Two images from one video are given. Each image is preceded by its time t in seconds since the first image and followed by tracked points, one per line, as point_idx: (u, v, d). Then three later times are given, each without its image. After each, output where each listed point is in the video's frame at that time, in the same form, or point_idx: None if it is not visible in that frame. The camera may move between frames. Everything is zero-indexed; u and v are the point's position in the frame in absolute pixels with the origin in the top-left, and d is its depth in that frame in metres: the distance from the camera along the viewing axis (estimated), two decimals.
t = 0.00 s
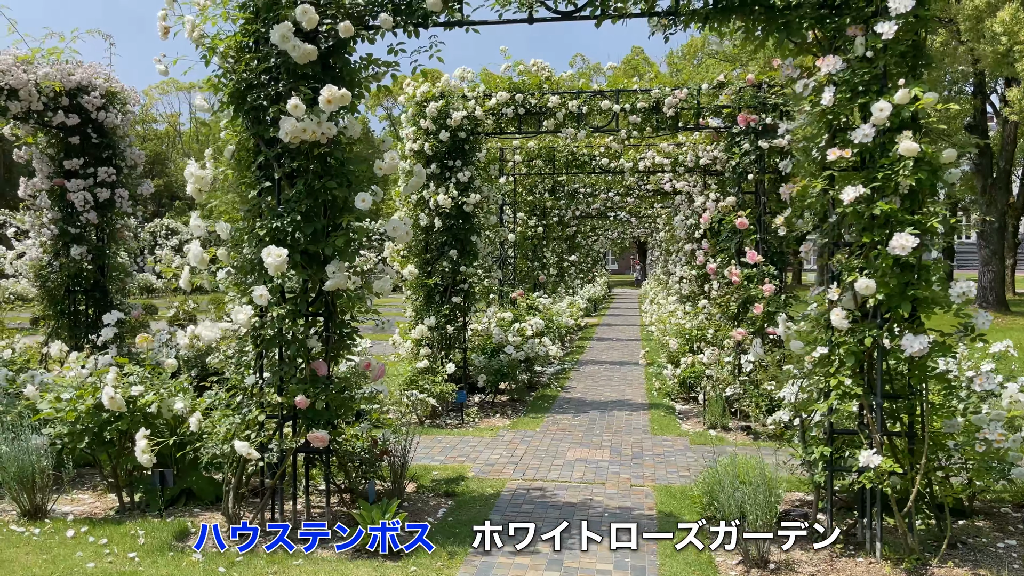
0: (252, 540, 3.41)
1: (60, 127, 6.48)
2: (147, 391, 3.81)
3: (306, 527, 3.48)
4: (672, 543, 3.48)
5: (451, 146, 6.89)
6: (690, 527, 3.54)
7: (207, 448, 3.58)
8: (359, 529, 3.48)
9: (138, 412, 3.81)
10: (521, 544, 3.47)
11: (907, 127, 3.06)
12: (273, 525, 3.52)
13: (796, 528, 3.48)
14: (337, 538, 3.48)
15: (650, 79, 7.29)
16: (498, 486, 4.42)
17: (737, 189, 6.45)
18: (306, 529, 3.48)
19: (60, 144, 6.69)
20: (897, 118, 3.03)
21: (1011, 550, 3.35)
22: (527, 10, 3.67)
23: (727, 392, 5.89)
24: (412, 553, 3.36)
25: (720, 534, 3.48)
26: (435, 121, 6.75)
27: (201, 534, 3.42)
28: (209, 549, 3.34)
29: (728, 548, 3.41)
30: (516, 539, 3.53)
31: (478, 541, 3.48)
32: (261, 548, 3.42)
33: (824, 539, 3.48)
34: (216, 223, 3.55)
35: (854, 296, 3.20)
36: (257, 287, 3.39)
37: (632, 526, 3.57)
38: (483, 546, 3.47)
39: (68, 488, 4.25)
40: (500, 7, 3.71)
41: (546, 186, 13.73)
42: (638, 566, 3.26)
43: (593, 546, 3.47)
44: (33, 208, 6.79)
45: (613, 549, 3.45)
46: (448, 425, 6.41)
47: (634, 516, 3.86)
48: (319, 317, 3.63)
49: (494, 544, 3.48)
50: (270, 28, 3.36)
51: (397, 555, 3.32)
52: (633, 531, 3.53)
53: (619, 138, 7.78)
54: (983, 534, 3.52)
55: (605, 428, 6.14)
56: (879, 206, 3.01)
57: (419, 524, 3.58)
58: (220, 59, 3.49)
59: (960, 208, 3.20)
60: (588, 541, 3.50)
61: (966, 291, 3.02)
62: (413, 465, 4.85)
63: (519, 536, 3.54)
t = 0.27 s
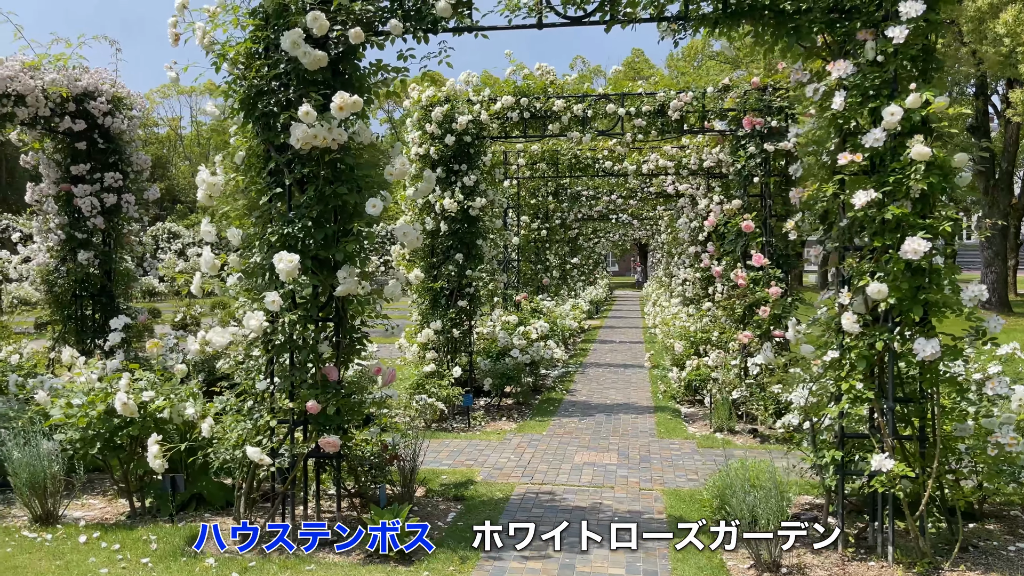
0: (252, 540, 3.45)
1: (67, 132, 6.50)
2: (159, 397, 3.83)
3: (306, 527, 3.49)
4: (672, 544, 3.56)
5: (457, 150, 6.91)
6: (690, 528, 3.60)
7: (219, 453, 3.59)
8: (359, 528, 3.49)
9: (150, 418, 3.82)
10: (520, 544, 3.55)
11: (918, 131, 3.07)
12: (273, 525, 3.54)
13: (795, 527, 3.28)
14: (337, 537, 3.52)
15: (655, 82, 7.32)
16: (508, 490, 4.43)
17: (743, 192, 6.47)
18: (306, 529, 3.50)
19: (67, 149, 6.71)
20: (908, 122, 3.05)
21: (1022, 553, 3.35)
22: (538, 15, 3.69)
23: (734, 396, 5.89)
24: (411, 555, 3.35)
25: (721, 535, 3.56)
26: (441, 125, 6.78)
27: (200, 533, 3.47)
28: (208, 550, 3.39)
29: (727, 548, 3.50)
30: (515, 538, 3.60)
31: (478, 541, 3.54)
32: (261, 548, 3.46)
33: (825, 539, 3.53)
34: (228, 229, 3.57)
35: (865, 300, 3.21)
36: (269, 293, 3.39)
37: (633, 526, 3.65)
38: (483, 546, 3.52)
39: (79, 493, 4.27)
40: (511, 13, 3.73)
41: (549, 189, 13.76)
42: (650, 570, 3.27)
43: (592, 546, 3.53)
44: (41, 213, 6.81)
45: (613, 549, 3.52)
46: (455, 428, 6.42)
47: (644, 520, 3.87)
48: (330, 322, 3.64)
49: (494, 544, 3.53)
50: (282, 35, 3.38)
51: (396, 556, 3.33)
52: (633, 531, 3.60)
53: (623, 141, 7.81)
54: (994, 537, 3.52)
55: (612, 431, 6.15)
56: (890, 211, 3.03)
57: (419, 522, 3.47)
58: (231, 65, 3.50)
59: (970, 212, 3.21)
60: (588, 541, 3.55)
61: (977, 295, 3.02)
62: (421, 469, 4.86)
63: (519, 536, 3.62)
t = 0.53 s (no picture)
0: (252, 540, 3.45)
1: (73, 134, 6.50)
2: (168, 398, 3.83)
3: (306, 527, 3.49)
4: (671, 544, 3.55)
5: (462, 150, 6.90)
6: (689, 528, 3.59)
7: (228, 454, 3.59)
8: (359, 528, 3.48)
9: (158, 419, 3.82)
10: (520, 544, 3.54)
11: (929, 130, 3.06)
12: (273, 525, 3.54)
13: (795, 527, 3.21)
14: (337, 536, 3.53)
15: (660, 82, 7.31)
16: (516, 490, 4.42)
17: (748, 191, 6.45)
18: (306, 529, 3.49)
19: (72, 150, 6.71)
20: (919, 120, 3.04)
21: None
22: (546, 14, 3.69)
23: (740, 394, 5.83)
24: (411, 555, 3.33)
25: (722, 535, 3.55)
26: (447, 125, 6.77)
27: (201, 534, 3.46)
28: (209, 550, 3.39)
29: (727, 548, 3.49)
30: (515, 538, 3.61)
31: (479, 540, 3.53)
32: (261, 547, 3.48)
33: (824, 539, 3.56)
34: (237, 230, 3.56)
35: (876, 300, 3.20)
36: (279, 293, 3.38)
37: (633, 526, 3.63)
38: (484, 546, 3.52)
39: (87, 495, 4.27)
40: (520, 12, 3.73)
41: (552, 189, 13.76)
42: (661, 570, 3.25)
43: (592, 545, 3.53)
44: (46, 215, 6.82)
45: (613, 549, 3.51)
46: (461, 428, 6.42)
47: (653, 520, 3.86)
48: (339, 323, 3.63)
49: (494, 544, 3.53)
50: (291, 35, 3.38)
51: (396, 556, 3.32)
52: (634, 531, 3.59)
53: (628, 141, 7.80)
54: (1006, 537, 3.51)
55: (618, 431, 6.14)
56: (902, 209, 3.02)
57: (420, 521, 3.39)
58: (240, 66, 3.49)
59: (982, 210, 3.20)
60: (588, 540, 3.55)
61: (990, 294, 3.01)
62: (429, 470, 4.86)
63: (518, 535, 3.63)
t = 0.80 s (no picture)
0: (252, 540, 3.45)
1: (76, 132, 6.48)
2: (174, 396, 3.81)
3: (306, 527, 3.48)
4: (670, 544, 3.52)
5: (467, 148, 6.88)
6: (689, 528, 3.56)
7: (235, 452, 3.57)
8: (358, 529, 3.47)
9: (165, 418, 3.80)
10: (521, 544, 3.51)
11: (941, 126, 3.04)
12: (273, 525, 3.54)
13: (795, 527, 3.16)
14: (337, 537, 3.51)
15: (665, 79, 7.29)
16: (523, 489, 4.40)
17: (754, 189, 6.43)
18: (306, 529, 3.48)
19: (76, 149, 6.68)
20: (931, 116, 3.01)
21: None
22: (555, 11, 3.67)
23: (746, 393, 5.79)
24: (411, 554, 3.31)
25: (722, 535, 3.52)
26: (451, 123, 6.75)
27: (201, 534, 3.44)
28: (208, 550, 3.38)
29: (727, 548, 3.46)
30: (515, 538, 3.57)
31: (478, 541, 3.49)
32: (261, 548, 3.47)
33: (825, 538, 3.53)
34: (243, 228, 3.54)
35: (888, 297, 3.18)
36: (286, 291, 3.36)
37: (633, 525, 3.60)
38: (484, 546, 3.48)
39: (93, 494, 4.25)
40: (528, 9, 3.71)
41: (555, 187, 13.74)
42: (671, 569, 3.23)
43: (591, 546, 3.50)
44: (50, 214, 6.80)
45: (613, 549, 3.47)
46: (466, 427, 6.40)
47: (662, 519, 3.85)
48: (346, 321, 3.62)
49: (493, 544, 3.49)
50: (298, 32, 3.36)
51: (396, 556, 3.31)
52: (634, 531, 3.54)
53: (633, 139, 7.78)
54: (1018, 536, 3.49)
55: (624, 430, 6.12)
56: (913, 206, 2.99)
57: (420, 522, 3.36)
58: (246, 63, 3.47)
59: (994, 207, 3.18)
60: (587, 541, 3.52)
61: (1003, 291, 2.99)
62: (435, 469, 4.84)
63: (518, 537, 3.59)
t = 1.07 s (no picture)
0: (252, 540, 3.41)
1: (77, 127, 6.44)
2: (178, 393, 3.77)
3: (306, 528, 3.45)
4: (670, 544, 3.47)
5: (470, 144, 6.85)
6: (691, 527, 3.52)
7: (239, 450, 3.54)
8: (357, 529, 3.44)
9: (168, 415, 3.77)
10: (522, 544, 3.46)
11: (954, 121, 3.00)
12: (273, 526, 3.52)
13: (795, 527, 3.15)
14: (337, 537, 3.47)
15: (670, 75, 7.25)
16: (528, 487, 4.38)
17: (759, 185, 6.39)
18: (305, 529, 3.45)
19: (76, 144, 6.64)
20: (943, 111, 2.98)
21: None
22: (561, 4, 3.63)
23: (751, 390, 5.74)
24: (412, 553, 3.29)
25: (722, 535, 3.48)
26: (454, 119, 6.71)
27: (201, 534, 3.40)
28: (208, 550, 3.34)
29: (728, 548, 3.42)
30: (514, 539, 3.52)
31: (478, 541, 3.44)
32: (261, 548, 3.43)
33: (826, 543, 3.47)
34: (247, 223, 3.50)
35: (900, 294, 3.14)
36: (292, 288, 3.32)
37: (633, 525, 3.54)
38: (483, 546, 3.43)
39: (95, 492, 4.22)
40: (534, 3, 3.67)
41: (557, 184, 13.70)
42: (679, 568, 3.20)
43: (592, 545, 3.45)
44: (51, 210, 6.77)
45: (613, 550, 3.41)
46: (469, 425, 6.37)
47: (669, 517, 3.82)
48: (351, 317, 3.58)
49: (493, 544, 3.44)
50: (302, 25, 3.32)
51: (396, 555, 3.29)
52: (634, 530, 3.49)
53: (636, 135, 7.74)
54: None
55: (628, 428, 6.09)
56: (926, 201, 2.96)
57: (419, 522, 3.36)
58: (250, 57, 3.44)
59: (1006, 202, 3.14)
60: (587, 540, 3.47)
61: (1016, 287, 2.95)
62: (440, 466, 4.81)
63: (518, 537, 3.55)
